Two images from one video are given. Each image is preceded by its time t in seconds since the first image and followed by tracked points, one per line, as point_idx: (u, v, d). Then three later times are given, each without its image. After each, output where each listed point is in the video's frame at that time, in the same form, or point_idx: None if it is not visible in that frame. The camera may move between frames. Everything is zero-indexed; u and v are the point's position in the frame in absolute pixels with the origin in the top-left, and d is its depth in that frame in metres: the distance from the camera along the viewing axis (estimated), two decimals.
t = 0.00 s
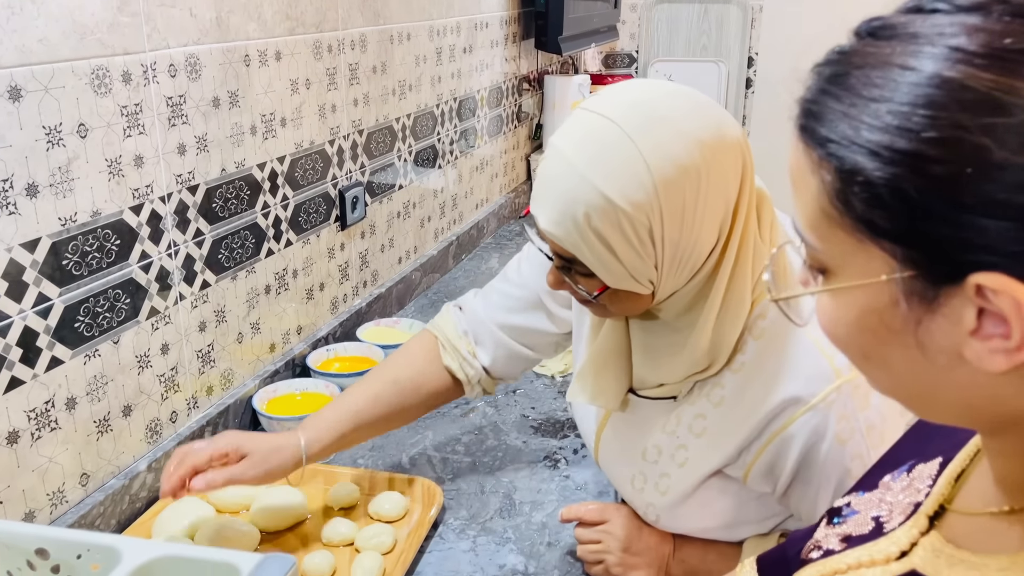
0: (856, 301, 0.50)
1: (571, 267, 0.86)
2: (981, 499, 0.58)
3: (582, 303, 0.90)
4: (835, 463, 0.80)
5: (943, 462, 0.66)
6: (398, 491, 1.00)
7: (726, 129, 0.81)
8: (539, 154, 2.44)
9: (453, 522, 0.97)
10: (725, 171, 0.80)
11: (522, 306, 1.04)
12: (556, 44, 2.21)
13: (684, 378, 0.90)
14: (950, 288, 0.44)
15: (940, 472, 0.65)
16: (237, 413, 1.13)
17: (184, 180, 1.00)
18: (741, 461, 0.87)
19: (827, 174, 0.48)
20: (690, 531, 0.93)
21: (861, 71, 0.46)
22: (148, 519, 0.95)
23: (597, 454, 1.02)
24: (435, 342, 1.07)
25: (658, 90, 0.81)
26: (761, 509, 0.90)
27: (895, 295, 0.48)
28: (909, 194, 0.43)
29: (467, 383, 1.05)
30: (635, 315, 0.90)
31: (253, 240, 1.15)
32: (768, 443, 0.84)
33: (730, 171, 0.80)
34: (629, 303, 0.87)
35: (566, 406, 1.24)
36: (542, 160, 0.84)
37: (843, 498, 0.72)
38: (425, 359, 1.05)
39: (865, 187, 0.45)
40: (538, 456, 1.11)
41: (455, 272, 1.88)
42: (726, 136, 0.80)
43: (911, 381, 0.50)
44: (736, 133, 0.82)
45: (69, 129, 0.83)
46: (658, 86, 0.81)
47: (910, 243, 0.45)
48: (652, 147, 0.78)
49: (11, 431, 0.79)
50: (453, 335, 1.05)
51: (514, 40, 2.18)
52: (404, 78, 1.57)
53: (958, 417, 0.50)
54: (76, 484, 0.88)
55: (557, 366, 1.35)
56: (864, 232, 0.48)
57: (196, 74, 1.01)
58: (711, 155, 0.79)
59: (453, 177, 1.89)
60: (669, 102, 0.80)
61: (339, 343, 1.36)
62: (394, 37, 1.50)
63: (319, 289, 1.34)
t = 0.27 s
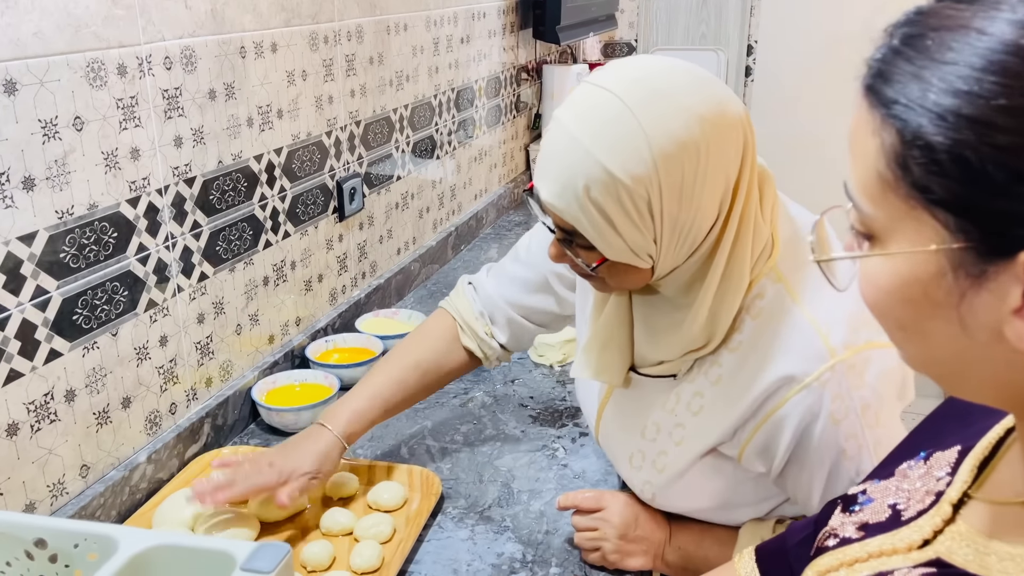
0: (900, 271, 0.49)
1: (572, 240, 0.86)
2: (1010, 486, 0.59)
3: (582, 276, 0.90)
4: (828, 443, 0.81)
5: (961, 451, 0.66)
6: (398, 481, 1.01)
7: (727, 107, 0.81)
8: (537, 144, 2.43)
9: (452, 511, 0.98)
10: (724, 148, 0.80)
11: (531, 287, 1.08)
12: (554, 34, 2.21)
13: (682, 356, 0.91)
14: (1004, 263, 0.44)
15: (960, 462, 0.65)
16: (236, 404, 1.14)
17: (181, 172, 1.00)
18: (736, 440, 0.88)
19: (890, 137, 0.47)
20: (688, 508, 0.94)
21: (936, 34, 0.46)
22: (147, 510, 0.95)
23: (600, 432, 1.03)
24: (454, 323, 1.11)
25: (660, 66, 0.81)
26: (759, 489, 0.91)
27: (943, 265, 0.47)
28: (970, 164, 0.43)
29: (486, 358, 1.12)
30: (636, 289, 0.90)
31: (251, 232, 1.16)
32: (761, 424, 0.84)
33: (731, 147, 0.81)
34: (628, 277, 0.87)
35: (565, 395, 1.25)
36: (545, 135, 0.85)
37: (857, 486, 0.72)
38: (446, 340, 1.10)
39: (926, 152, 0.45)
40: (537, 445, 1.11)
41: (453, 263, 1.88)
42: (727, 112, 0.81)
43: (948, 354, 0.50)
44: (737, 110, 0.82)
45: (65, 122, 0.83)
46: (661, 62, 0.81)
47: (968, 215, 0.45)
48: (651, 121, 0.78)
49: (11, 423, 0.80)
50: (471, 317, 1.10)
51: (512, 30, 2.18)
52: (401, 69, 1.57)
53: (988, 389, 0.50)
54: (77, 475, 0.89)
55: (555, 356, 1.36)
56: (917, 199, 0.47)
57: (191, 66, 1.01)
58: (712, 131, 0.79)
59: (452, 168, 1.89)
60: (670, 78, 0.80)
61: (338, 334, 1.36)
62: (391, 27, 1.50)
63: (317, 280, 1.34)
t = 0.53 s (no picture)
0: (903, 248, 0.49)
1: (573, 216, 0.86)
2: (1009, 471, 0.59)
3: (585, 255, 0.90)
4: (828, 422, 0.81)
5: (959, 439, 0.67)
6: (397, 473, 1.02)
7: (730, 87, 0.82)
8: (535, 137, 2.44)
9: (451, 502, 0.98)
10: (727, 125, 0.81)
11: (533, 272, 1.09)
12: (552, 26, 2.20)
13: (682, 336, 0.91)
14: (1007, 246, 0.44)
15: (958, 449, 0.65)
16: (236, 397, 1.15)
17: (179, 167, 1.01)
18: (735, 419, 0.88)
19: (903, 116, 0.47)
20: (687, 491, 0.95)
21: (957, 15, 0.45)
22: (149, 502, 0.96)
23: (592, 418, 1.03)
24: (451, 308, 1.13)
25: (663, 45, 0.82)
26: (757, 471, 0.92)
27: (949, 246, 0.47)
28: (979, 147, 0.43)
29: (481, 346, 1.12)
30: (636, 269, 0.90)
31: (250, 226, 1.16)
32: (763, 401, 0.85)
33: (732, 125, 0.82)
34: (629, 254, 0.87)
35: (564, 386, 1.26)
36: (549, 113, 0.86)
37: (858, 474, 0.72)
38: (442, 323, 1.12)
39: (938, 132, 0.45)
40: (536, 436, 1.12)
41: (453, 256, 1.89)
42: (728, 92, 0.82)
43: (946, 335, 0.50)
44: (738, 90, 0.84)
45: (63, 118, 0.84)
46: (664, 42, 0.83)
47: (976, 198, 0.44)
48: (656, 96, 0.79)
49: (13, 417, 0.81)
50: (470, 302, 1.12)
51: (510, 22, 2.17)
52: (399, 62, 1.57)
53: (983, 370, 0.51)
54: (78, 468, 0.90)
55: (554, 348, 1.36)
56: (928, 179, 0.47)
57: (189, 61, 1.01)
58: (714, 109, 0.80)
59: (450, 161, 1.89)
60: (674, 57, 0.81)
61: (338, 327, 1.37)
62: (388, 21, 1.50)
63: (317, 274, 1.35)
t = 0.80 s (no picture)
0: (879, 241, 0.49)
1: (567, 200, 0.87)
2: (986, 459, 0.60)
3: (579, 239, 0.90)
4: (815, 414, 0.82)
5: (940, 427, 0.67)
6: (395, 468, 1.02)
7: (726, 80, 0.82)
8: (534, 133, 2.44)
9: (449, 496, 0.99)
10: (722, 118, 0.82)
11: (523, 253, 1.09)
12: (549, 22, 2.21)
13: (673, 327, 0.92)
14: (974, 241, 0.45)
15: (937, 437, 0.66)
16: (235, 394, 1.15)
17: (177, 164, 1.01)
18: (725, 410, 0.89)
19: (876, 113, 0.47)
20: (677, 481, 0.96)
21: (928, 12, 0.45)
22: (149, 497, 0.97)
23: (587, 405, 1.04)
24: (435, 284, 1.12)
25: (662, 37, 0.82)
26: (746, 462, 0.93)
27: (919, 240, 0.47)
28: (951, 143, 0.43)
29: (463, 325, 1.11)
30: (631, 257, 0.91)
31: (248, 223, 1.16)
32: (752, 392, 0.86)
33: (728, 118, 0.82)
34: (621, 242, 0.87)
35: (562, 381, 1.26)
36: (547, 100, 0.86)
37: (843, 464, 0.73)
38: (424, 299, 1.11)
39: (909, 128, 0.45)
40: (533, 431, 1.13)
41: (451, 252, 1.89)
42: (725, 85, 0.82)
43: (920, 327, 0.50)
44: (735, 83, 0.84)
45: (60, 116, 0.84)
46: (663, 33, 0.83)
47: (946, 192, 0.45)
48: (652, 87, 0.79)
49: (13, 414, 0.81)
50: (453, 279, 1.11)
51: (507, 19, 2.17)
52: (396, 59, 1.57)
53: (956, 363, 0.51)
54: (78, 465, 0.90)
55: (552, 343, 1.37)
56: (900, 175, 0.47)
57: (186, 59, 1.01)
58: (710, 101, 0.81)
59: (448, 157, 1.89)
60: (672, 48, 0.81)
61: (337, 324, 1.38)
62: (385, 18, 1.50)
63: (315, 270, 1.36)
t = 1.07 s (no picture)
0: (858, 238, 0.50)
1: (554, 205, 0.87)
2: (965, 451, 0.60)
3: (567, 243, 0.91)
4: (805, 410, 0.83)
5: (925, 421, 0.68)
6: (394, 466, 1.02)
7: (708, 83, 0.83)
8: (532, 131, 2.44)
9: (447, 494, 0.99)
10: (704, 120, 0.82)
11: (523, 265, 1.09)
12: (547, 20, 2.21)
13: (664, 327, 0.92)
14: (952, 237, 0.45)
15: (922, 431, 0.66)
16: (234, 393, 1.16)
17: (175, 164, 1.01)
18: (716, 410, 0.90)
19: (854, 111, 0.47)
20: (670, 478, 0.96)
21: (905, 12, 0.46)
22: (147, 496, 0.97)
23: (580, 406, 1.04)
24: (437, 305, 1.13)
25: (643, 41, 0.83)
26: (738, 459, 0.94)
27: (898, 236, 0.47)
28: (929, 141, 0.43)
29: (469, 344, 1.12)
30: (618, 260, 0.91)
31: (245, 222, 1.17)
32: (742, 390, 0.86)
33: (709, 121, 0.82)
34: (608, 246, 0.88)
35: (560, 379, 1.27)
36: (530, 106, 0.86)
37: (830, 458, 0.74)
38: (426, 323, 1.12)
39: (887, 127, 0.45)
40: (531, 429, 1.13)
41: (449, 251, 1.89)
42: (706, 88, 0.82)
43: (901, 322, 0.51)
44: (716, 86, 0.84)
45: (58, 116, 0.84)
46: (644, 37, 0.83)
47: (923, 190, 0.45)
48: (633, 92, 0.79)
49: (12, 413, 0.81)
50: (455, 299, 1.12)
51: (505, 17, 2.18)
52: (394, 58, 1.57)
53: (938, 358, 0.51)
54: (77, 464, 0.91)
55: (550, 341, 1.37)
56: (878, 172, 0.47)
57: (183, 59, 1.01)
58: (691, 104, 0.81)
59: (446, 156, 1.90)
60: (653, 53, 0.81)
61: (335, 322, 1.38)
62: (382, 17, 1.50)
63: (313, 269, 1.36)
